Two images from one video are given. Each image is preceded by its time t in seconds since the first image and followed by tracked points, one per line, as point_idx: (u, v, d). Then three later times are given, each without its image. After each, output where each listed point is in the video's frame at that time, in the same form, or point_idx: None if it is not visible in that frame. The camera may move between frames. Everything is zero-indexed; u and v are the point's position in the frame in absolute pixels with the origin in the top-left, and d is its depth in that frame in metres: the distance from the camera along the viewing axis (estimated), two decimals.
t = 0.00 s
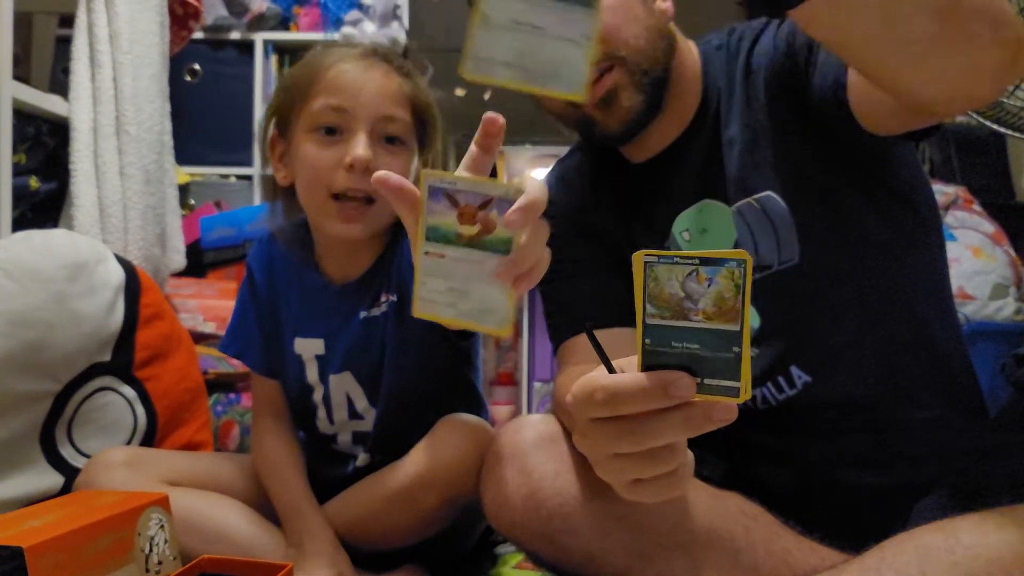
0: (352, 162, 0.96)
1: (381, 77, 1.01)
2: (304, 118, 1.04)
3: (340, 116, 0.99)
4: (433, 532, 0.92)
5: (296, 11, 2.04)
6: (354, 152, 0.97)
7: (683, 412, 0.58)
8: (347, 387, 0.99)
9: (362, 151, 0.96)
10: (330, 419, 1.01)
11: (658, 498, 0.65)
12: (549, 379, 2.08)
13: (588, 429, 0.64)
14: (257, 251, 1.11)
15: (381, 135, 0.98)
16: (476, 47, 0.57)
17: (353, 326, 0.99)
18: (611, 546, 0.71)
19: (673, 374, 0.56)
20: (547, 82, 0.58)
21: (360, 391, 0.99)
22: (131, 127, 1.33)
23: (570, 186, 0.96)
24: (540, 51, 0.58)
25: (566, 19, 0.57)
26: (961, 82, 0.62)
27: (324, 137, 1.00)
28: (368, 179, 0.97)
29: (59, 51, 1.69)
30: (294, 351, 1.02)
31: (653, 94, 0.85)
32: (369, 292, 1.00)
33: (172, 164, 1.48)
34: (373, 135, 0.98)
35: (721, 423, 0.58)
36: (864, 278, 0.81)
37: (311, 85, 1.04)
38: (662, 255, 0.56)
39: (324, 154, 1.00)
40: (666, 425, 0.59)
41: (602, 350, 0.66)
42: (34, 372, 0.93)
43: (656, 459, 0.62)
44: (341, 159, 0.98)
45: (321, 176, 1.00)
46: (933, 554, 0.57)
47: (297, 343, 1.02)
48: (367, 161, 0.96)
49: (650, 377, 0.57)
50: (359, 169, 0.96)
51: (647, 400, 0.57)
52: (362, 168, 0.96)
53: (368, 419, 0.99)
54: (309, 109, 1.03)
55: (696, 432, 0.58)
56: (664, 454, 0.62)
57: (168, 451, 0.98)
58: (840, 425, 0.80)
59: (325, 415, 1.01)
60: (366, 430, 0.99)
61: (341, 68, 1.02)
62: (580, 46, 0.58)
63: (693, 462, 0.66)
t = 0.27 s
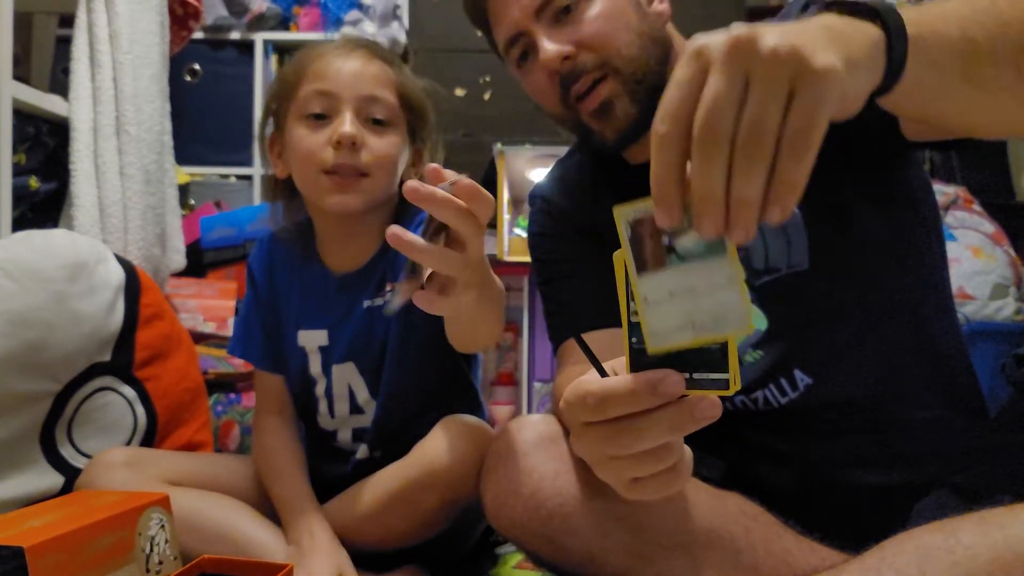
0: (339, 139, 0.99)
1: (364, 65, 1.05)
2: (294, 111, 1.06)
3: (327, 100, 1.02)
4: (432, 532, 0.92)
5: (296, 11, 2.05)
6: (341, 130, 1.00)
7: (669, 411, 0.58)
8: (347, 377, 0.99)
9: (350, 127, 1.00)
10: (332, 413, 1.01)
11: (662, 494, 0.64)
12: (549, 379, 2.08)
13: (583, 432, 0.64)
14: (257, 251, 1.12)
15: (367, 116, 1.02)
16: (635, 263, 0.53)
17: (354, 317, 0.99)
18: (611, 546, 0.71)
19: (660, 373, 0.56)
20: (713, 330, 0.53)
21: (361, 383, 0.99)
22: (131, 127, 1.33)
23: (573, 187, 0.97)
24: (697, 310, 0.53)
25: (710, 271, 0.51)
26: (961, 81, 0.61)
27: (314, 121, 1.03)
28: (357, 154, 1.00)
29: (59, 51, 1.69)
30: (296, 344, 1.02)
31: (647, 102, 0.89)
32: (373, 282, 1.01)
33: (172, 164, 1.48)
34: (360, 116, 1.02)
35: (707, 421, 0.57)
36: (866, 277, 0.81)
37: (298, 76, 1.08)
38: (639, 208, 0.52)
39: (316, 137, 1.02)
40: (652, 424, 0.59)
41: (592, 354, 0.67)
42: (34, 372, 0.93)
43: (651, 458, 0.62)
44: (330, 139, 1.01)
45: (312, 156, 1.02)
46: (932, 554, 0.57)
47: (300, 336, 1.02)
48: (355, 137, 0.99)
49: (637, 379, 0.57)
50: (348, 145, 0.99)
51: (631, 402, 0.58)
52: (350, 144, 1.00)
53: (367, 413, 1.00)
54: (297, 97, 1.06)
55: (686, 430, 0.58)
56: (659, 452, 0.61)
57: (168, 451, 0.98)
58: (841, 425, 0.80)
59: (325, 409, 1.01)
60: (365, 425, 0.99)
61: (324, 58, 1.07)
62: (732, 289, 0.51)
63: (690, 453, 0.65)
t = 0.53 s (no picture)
0: (352, 130, 1.02)
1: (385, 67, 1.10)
2: (312, 99, 1.10)
3: (344, 92, 1.06)
4: (433, 532, 0.92)
5: (296, 11, 2.05)
6: (354, 123, 1.03)
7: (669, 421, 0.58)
8: (343, 369, 1.02)
9: (362, 121, 1.03)
10: (325, 406, 1.02)
11: (663, 498, 0.64)
12: (549, 378, 2.08)
13: (584, 440, 0.65)
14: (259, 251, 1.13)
15: (379, 114, 1.06)
16: (637, 301, 0.55)
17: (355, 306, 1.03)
18: (611, 546, 0.71)
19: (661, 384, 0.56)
20: (698, 380, 0.56)
21: (357, 376, 1.02)
22: (131, 127, 1.33)
23: (576, 187, 0.97)
24: (688, 355, 0.55)
25: (707, 323, 0.54)
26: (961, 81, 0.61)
27: (329, 112, 1.07)
28: (366, 148, 1.04)
29: (59, 51, 1.69)
30: (298, 335, 1.05)
31: (639, 109, 0.90)
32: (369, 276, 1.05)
33: (172, 164, 1.48)
34: (372, 113, 1.06)
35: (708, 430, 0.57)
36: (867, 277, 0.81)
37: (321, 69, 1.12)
38: (652, 246, 0.54)
39: (328, 126, 1.06)
40: (652, 433, 0.59)
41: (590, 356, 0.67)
42: (35, 372, 0.93)
43: (653, 463, 0.61)
44: (342, 129, 1.04)
45: (323, 145, 1.05)
46: (932, 555, 0.56)
47: (302, 326, 1.05)
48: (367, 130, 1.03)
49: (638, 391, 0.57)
50: (357, 139, 1.03)
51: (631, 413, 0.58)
52: (361, 138, 1.03)
53: (361, 406, 1.02)
54: (315, 88, 1.10)
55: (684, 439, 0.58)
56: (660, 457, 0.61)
57: (168, 451, 0.98)
58: (842, 424, 0.80)
59: (320, 401, 1.03)
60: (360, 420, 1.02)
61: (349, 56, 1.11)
62: (725, 345, 0.54)
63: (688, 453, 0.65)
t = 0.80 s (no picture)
0: (382, 134, 1.06)
1: (419, 76, 1.14)
2: (345, 95, 1.14)
3: (378, 96, 1.10)
4: (434, 532, 0.92)
5: (296, 11, 2.05)
6: (382, 128, 1.07)
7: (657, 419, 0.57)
8: (343, 366, 1.03)
9: (390, 125, 1.08)
10: (323, 403, 1.03)
11: (645, 497, 0.65)
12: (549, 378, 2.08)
13: (570, 429, 0.64)
14: (265, 245, 1.14)
15: (406, 122, 1.11)
16: (630, 317, 0.56)
17: (360, 302, 1.04)
18: (611, 545, 0.71)
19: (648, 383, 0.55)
20: (687, 398, 0.56)
21: (357, 375, 1.03)
22: (131, 127, 1.33)
23: (575, 188, 0.97)
24: (679, 374, 0.56)
25: (698, 342, 0.55)
26: (961, 81, 0.62)
27: (360, 111, 1.11)
28: (390, 154, 1.08)
29: (59, 51, 1.69)
30: (303, 330, 1.06)
31: (629, 116, 0.90)
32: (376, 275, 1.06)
33: (172, 164, 1.48)
34: (400, 120, 1.10)
35: (695, 434, 0.56)
36: (867, 278, 0.82)
37: (358, 70, 1.16)
38: (647, 264, 0.56)
39: (355, 125, 1.09)
40: (640, 429, 0.58)
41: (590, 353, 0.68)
42: (35, 372, 0.93)
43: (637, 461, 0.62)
44: (370, 130, 1.08)
45: (349, 143, 1.09)
46: (932, 555, 0.56)
47: (307, 321, 1.06)
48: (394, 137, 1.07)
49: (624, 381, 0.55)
50: (384, 143, 1.07)
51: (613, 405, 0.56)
52: (387, 144, 1.07)
53: (358, 406, 1.02)
54: (350, 87, 1.14)
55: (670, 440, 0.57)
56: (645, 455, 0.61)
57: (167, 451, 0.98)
58: (841, 425, 0.80)
59: (319, 398, 1.03)
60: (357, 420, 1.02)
61: (385, 61, 1.15)
62: (717, 365, 0.55)
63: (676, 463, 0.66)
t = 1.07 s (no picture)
0: (402, 132, 1.07)
1: (438, 74, 1.15)
2: (363, 94, 1.14)
3: (398, 94, 1.11)
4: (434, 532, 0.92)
5: (296, 11, 2.05)
6: (403, 126, 1.08)
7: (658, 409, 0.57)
8: (354, 363, 1.03)
9: (409, 126, 1.08)
10: (332, 398, 1.03)
11: (639, 490, 0.65)
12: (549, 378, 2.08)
13: (574, 413, 0.64)
14: (276, 240, 1.14)
15: (425, 120, 1.11)
16: (630, 315, 0.54)
17: (372, 300, 1.05)
18: (610, 545, 0.71)
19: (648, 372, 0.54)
20: (691, 393, 0.54)
21: (367, 372, 1.03)
22: (131, 127, 1.33)
23: (575, 189, 0.97)
24: (682, 369, 0.54)
25: (698, 337, 0.53)
26: (959, 82, 0.62)
27: (379, 110, 1.11)
28: (409, 153, 1.08)
29: (58, 51, 1.69)
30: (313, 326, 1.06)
31: (627, 119, 0.90)
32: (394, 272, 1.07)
33: (172, 164, 1.48)
34: (419, 118, 1.10)
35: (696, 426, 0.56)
36: (867, 278, 0.82)
37: (376, 68, 1.17)
38: (644, 262, 0.54)
39: (375, 124, 1.10)
40: (642, 419, 0.58)
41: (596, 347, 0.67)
42: (35, 372, 0.93)
43: (634, 452, 0.62)
44: (389, 129, 1.08)
45: (369, 142, 1.09)
46: (932, 554, 0.56)
47: (318, 317, 1.06)
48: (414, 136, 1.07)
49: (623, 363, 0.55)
50: (405, 141, 1.07)
51: (622, 388, 0.55)
52: (407, 142, 1.07)
53: (366, 403, 1.03)
54: (369, 85, 1.14)
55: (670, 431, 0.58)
56: (643, 447, 0.61)
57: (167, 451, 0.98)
58: (841, 424, 0.80)
59: (327, 393, 1.03)
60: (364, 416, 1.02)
61: (403, 59, 1.15)
62: (720, 358, 0.53)
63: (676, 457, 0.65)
